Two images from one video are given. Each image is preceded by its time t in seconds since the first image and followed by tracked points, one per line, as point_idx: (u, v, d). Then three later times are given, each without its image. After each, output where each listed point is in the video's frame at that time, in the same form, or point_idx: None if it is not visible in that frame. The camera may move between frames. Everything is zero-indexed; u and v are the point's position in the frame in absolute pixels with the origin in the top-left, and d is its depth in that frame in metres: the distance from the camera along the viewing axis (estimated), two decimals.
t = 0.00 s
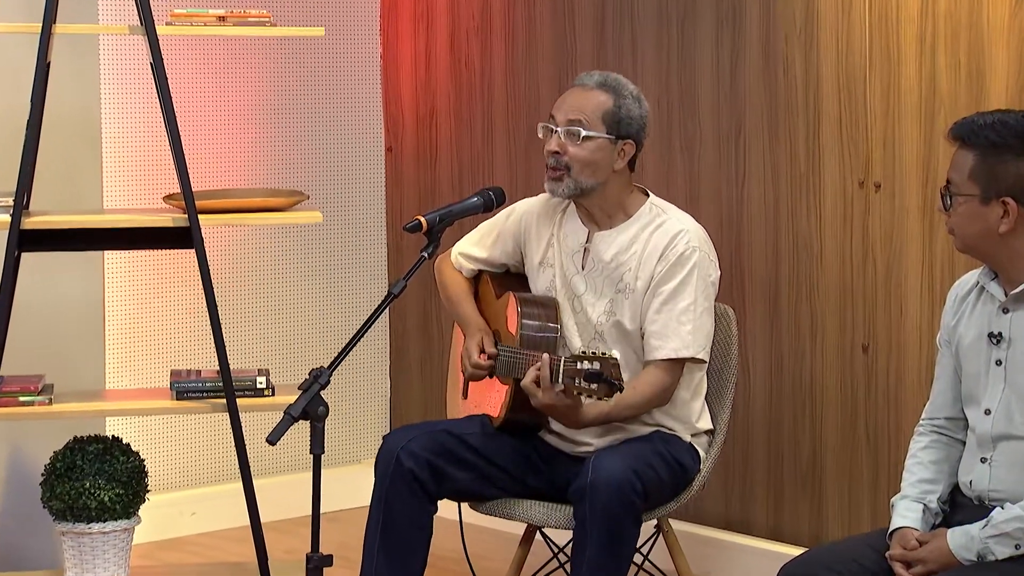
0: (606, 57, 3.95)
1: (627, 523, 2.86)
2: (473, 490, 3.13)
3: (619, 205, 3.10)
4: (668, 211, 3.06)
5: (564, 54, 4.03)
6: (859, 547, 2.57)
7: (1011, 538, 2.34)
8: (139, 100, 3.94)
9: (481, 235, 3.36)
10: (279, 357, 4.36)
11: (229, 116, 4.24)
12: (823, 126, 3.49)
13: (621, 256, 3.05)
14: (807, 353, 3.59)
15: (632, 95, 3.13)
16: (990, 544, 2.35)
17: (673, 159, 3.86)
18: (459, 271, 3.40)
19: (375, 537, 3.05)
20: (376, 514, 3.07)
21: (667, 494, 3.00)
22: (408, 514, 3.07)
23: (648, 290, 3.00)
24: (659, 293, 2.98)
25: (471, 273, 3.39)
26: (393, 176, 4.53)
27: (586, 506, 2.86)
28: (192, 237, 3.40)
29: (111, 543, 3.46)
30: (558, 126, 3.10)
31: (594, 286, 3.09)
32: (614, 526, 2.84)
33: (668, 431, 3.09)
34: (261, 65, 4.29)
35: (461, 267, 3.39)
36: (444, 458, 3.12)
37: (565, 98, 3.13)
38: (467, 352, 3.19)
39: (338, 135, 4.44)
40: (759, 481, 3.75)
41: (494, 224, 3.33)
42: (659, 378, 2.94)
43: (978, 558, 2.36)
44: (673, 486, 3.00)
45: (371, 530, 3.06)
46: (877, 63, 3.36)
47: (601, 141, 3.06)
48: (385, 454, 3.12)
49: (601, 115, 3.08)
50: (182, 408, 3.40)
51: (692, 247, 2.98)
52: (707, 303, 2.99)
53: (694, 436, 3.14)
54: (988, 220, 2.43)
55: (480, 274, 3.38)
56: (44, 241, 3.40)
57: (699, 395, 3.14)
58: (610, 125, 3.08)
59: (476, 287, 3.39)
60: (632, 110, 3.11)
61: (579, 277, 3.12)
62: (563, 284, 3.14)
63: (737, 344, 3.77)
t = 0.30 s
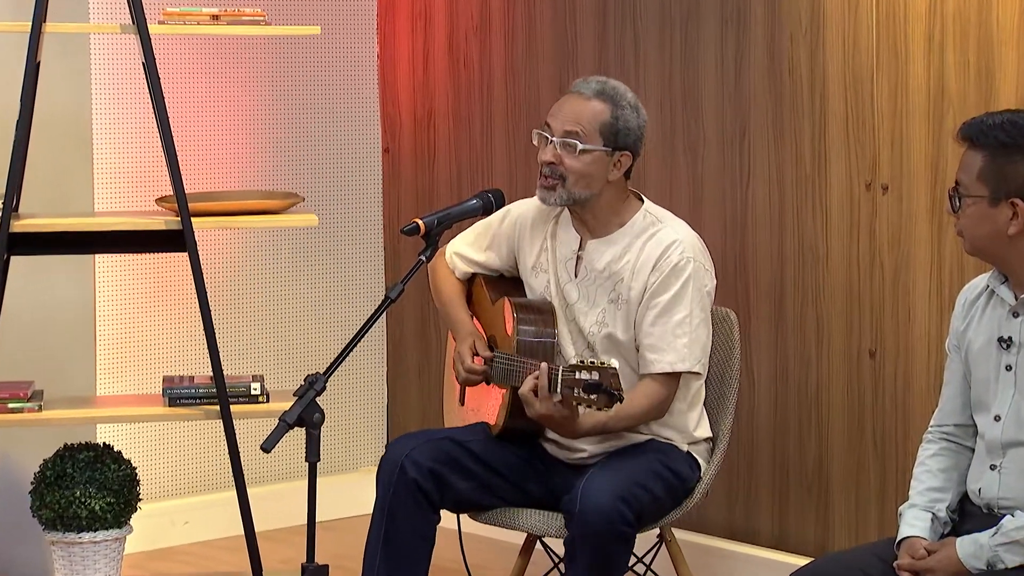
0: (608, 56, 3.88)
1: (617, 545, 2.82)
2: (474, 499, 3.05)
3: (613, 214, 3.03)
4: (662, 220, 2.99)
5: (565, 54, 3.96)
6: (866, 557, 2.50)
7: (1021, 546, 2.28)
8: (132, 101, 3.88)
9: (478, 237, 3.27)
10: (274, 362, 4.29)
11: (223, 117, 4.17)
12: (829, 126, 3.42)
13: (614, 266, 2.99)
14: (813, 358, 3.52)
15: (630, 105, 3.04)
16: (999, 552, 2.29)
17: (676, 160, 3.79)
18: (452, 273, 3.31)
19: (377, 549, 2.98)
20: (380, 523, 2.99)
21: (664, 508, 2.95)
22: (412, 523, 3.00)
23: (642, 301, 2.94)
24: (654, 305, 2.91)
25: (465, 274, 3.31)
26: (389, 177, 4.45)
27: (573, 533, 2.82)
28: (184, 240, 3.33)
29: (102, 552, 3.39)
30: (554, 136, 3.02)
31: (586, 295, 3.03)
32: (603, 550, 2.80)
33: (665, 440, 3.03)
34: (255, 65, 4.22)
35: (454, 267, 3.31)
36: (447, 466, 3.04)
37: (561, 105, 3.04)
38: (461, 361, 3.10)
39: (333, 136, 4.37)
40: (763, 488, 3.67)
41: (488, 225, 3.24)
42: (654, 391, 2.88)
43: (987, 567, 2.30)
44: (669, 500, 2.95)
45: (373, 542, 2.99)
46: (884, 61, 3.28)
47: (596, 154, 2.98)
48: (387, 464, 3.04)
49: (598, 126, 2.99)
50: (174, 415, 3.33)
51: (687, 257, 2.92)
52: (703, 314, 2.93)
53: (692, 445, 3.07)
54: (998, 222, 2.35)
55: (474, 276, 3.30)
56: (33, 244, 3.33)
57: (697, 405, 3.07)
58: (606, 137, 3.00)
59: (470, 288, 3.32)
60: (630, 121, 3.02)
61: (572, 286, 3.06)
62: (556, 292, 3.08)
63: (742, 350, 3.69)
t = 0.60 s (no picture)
0: (610, 56, 3.81)
1: (616, 559, 2.75)
2: (474, 509, 2.99)
3: (615, 223, 2.96)
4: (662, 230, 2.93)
5: (566, 53, 3.89)
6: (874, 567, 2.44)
7: None
8: (125, 103, 3.80)
9: (475, 245, 3.23)
10: (268, 368, 4.21)
11: (217, 119, 4.09)
12: (836, 128, 3.35)
13: (611, 276, 2.93)
14: (819, 364, 3.45)
15: (636, 112, 2.99)
16: (1009, 562, 2.22)
17: (678, 161, 3.72)
18: (451, 282, 3.26)
19: (378, 559, 2.91)
20: (381, 532, 2.93)
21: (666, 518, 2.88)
22: (414, 531, 2.93)
23: (640, 313, 2.87)
24: (652, 317, 2.85)
25: (463, 282, 3.25)
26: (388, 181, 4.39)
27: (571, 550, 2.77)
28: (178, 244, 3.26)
29: (93, 562, 3.33)
30: (564, 146, 2.94)
31: (583, 305, 2.97)
32: (602, 565, 2.74)
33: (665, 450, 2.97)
34: (252, 66, 4.14)
35: (453, 276, 3.26)
36: (449, 474, 2.98)
37: (567, 114, 2.96)
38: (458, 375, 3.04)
39: (331, 138, 4.28)
40: (768, 495, 3.61)
41: (487, 233, 3.19)
42: (654, 403, 2.82)
43: None
44: (670, 511, 2.88)
45: (373, 552, 2.92)
46: (891, 61, 3.22)
47: (609, 164, 2.92)
48: (389, 472, 2.98)
49: (609, 136, 2.93)
50: (167, 423, 3.26)
51: (685, 269, 2.85)
52: (702, 327, 2.86)
53: (693, 454, 3.00)
54: (1004, 225, 2.28)
55: (472, 284, 3.25)
56: (23, 248, 3.26)
57: (697, 413, 3.01)
58: (618, 146, 2.94)
59: (468, 296, 3.26)
60: (638, 128, 2.97)
61: (569, 295, 2.99)
62: (553, 302, 3.02)
63: (747, 355, 3.62)
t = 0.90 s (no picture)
0: (611, 57, 3.75)
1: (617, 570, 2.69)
2: (473, 517, 2.92)
3: (611, 223, 2.90)
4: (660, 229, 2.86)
5: (567, 53, 3.83)
6: None
7: None
8: (116, 102, 3.75)
9: (471, 251, 3.17)
10: (262, 373, 4.14)
11: (210, 120, 4.02)
12: (842, 129, 3.29)
13: (610, 277, 2.87)
14: (824, 370, 3.39)
15: (633, 109, 2.93)
16: None
17: (681, 163, 3.66)
18: (447, 290, 3.20)
19: (376, 569, 2.85)
20: (378, 541, 2.87)
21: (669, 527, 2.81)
22: (411, 540, 2.87)
23: (640, 313, 2.81)
24: (651, 316, 2.78)
25: (460, 290, 3.19)
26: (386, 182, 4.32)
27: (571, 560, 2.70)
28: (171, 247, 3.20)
29: (85, 572, 3.26)
30: (556, 142, 2.88)
31: (582, 307, 2.90)
32: None
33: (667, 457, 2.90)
34: (245, 66, 4.08)
35: (449, 284, 3.20)
36: (447, 481, 2.92)
37: (562, 111, 2.90)
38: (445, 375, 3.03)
39: (326, 139, 4.21)
40: (773, 503, 3.55)
41: (483, 239, 3.14)
42: (656, 404, 2.75)
43: None
44: (673, 519, 2.82)
45: (371, 562, 2.86)
46: (897, 62, 3.16)
47: (601, 160, 2.86)
48: (387, 480, 2.92)
49: (602, 132, 2.87)
50: (160, 429, 3.20)
51: (685, 267, 2.79)
52: (703, 326, 2.79)
53: (697, 460, 2.94)
54: (1010, 233, 2.21)
55: (469, 291, 3.18)
56: (13, 252, 3.20)
57: (700, 417, 2.93)
58: (612, 144, 2.87)
59: (466, 305, 3.20)
60: (634, 126, 2.91)
61: (567, 298, 2.92)
62: (551, 306, 2.95)
63: (751, 361, 3.56)
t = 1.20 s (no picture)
0: (613, 57, 3.69)
1: None
2: (473, 524, 2.86)
3: (610, 225, 2.84)
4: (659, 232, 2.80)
5: (567, 52, 3.77)
6: None
7: None
8: (108, 102, 3.68)
9: (468, 256, 3.12)
10: (257, 379, 4.06)
11: (204, 121, 3.94)
12: (847, 131, 3.23)
13: (609, 281, 2.81)
14: (829, 375, 3.33)
15: (632, 113, 2.88)
16: None
17: (684, 164, 3.60)
18: (443, 295, 3.15)
19: None
20: (376, 549, 2.81)
21: (671, 537, 2.75)
22: (409, 550, 2.81)
23: (639, 318, 2.74)
24: (651, 321, 2.72)
25: (457, 295, 3.14)
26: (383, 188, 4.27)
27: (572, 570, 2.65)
28: (165, 250, 3.14)
29: None
30: (555, 147, 2.82)
31: (581, 313, 2.84)
32: None
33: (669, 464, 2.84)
34: (242, 67, 3.99)
35: (445, 289, 3.14)
36: (446, 489, 2.86)
37: (560, 115, 2.84)
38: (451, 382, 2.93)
39: (325, 142, 4.12)
40: (777, 509, 3.49)
41: (479, 243, 3.08)
42: (657, 409, 2.69)
43: None
44: (676, 528, 2.75)
45: (370, 571, 2.80)
46: (904, 61, 3.10)
47: (601, 165, 2.81)
48: (385, 487, 2.87)
49: (602, 136, 2.82)
50: (154, 436, 3.14)
51: (684, 271, 2.73)
52: (704, 331, 2.73)
53: (699, 467, 2.88)
54: (1020, 237, 2.15)
55: (466, 296, 3.13)
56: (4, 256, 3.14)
57: (702, 423, 2.87)
58: (613, 149, 2.83)
59: (464, 309, 3.15)
60: (633, 130, 2.86)
61: (565, 303, 2.86)
62: (549, 311, 2.88)
63: (754, 367, 3.50)
